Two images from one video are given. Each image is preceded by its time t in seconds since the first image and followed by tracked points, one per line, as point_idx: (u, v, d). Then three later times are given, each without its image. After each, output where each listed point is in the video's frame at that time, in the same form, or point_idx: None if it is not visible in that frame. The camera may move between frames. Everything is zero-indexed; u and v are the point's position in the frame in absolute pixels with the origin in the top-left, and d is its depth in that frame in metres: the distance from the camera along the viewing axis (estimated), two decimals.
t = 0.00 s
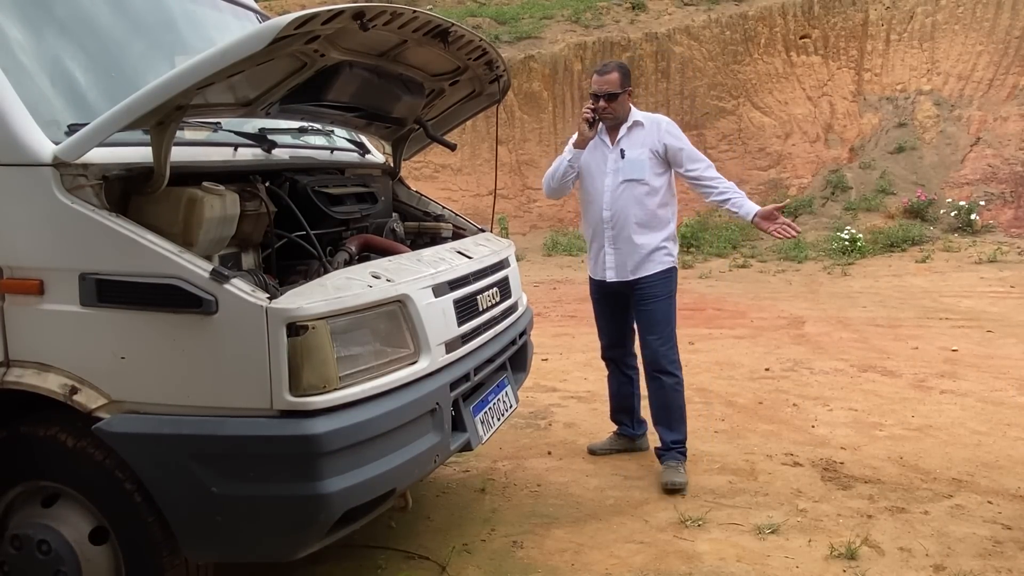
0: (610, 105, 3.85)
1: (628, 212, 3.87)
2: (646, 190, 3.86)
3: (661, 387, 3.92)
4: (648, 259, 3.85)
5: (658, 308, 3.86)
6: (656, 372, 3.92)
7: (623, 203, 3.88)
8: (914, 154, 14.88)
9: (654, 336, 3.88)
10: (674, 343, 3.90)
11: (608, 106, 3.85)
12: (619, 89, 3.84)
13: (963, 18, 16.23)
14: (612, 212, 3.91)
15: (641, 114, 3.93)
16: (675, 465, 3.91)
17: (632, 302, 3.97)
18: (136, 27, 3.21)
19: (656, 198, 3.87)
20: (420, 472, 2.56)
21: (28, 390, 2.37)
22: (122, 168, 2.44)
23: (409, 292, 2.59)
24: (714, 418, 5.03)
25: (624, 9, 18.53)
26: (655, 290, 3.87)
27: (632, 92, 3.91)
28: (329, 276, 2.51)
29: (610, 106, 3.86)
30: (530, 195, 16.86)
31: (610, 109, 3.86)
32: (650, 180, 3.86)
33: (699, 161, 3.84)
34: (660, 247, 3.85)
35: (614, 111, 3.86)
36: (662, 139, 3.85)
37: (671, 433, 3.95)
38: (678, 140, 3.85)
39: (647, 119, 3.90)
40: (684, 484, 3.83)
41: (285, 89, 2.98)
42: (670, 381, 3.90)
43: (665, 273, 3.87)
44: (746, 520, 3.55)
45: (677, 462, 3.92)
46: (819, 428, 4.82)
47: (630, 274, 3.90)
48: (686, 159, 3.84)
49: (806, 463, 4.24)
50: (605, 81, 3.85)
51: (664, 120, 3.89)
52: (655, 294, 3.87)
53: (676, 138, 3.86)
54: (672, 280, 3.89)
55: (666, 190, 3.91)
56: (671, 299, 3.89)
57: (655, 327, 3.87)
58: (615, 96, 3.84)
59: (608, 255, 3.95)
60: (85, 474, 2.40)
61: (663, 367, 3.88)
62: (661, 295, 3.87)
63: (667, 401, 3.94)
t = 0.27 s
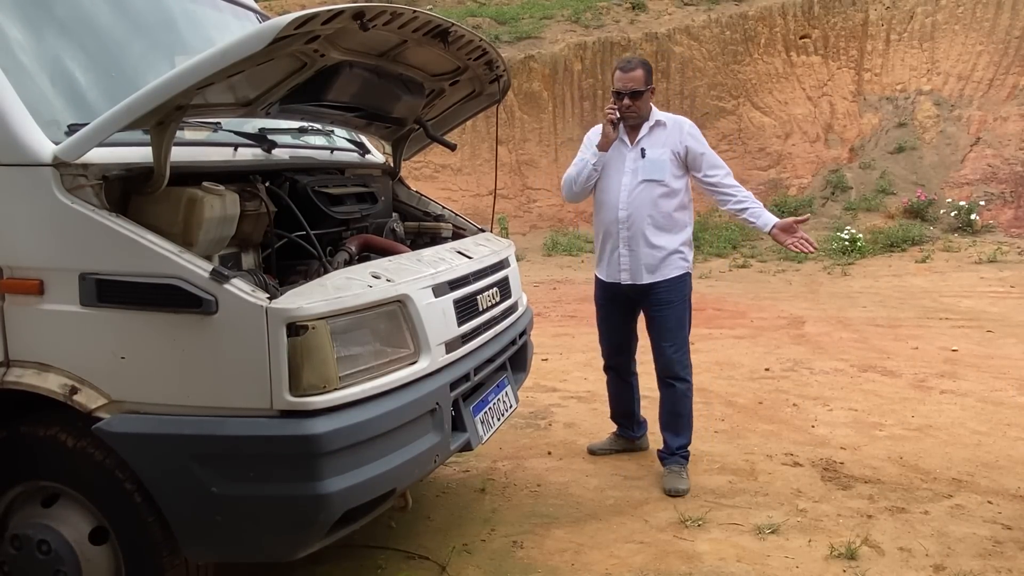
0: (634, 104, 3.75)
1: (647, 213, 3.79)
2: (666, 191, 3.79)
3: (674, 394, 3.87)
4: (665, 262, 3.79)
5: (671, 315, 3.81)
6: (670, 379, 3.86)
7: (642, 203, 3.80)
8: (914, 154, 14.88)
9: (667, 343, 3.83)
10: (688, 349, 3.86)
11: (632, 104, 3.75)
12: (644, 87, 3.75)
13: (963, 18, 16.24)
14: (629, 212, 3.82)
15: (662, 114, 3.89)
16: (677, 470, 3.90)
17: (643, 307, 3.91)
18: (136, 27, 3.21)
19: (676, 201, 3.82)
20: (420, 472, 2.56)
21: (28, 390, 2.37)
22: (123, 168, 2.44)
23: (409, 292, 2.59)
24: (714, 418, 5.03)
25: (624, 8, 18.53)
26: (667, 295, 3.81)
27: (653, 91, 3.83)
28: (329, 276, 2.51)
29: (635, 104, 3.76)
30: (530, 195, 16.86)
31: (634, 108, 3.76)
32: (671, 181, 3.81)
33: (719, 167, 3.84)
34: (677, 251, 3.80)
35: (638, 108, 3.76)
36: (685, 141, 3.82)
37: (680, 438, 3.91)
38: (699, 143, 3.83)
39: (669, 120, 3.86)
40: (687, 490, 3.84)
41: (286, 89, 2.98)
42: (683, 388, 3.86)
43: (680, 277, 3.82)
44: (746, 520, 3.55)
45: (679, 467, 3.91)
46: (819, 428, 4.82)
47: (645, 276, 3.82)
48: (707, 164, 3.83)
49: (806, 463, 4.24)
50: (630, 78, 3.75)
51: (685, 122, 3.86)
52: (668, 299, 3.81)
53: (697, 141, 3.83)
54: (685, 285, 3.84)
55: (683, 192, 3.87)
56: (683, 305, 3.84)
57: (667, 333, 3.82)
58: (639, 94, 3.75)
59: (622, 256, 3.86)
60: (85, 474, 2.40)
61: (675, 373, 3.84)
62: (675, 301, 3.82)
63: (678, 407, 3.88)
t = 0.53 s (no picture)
0: (663, 102, 3.68)
1: (671, 214, 3.73)
2: (690, 192, 3.75)
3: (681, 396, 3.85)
4: (688, 265, 3.75)
5: (686, 317, 3.78)
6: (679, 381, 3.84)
7: (666, 204, 3.73)
8: (914, 154, 14.88)
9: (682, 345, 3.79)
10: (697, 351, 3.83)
11: (661, 103, 3.67)
12: (673, 84, 3.67)
13: (963, 18, 16.24)
14: (653, 213, 3.73)
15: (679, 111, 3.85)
16: (677, 469, 3.90)
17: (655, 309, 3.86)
18: (136, 27, 3.21)
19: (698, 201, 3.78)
20: (420, 472, 2.56)
21: (28, 389, 2.37)
22: (123, 168, 2.44)
23: (409, 292, 2.59)
24: (714, 418, 5.03)
25: (624, 8, 18.53)
26: (685, 297, 3.77)
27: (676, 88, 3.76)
28: (329, 276, 2.51)
29: (663, 102, 3.69)
30: (530, 195, 16.86)
31: (663, 106, 3.69)
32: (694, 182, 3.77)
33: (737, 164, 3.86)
34: (699, 253, 3.77)
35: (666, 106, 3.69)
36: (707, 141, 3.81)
37: (681, 437, 3.92)
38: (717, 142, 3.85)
39: (690, 119, 3.82)
40: (687, 490, 3.84)
41: (286, 89, 2.98)
42: (692, 390, 3.84)
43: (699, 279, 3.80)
44: (746, 520, 3.55)
45: (680, 467, 3.91)
46: (819, 428, 4.82)
47: (668, 279, 3.75)
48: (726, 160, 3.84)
49: (806, 463, 4.24)
50: (660, 74, 3.65)
51: (702, 120, 3.85)
52: (684, 301, 3.77)
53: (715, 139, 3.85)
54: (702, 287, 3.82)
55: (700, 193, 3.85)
56: (698, 307, 3.81)
57: (680, 335, 3.79)
58: (668, 91, 3.67)
59: (644, 258, 3.76)
60: (84, 474, 2.41)
61: (686, 375, 3.81)
62: (692, 303, 3.78)
63: (683, 408, 3.88)
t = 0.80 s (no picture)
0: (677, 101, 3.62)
1: (684, 215, 3.70)
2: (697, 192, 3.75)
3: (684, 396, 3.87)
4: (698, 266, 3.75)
5: (691, 318, 3.79)
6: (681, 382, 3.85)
7: (680, 204, 3.69)
8: (914, 154, 14.88)
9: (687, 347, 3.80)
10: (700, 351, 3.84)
11: (675, 102, 3.61)
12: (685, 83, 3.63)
13: (963, 18, 16.25)
14: (668, 214, 3.67)
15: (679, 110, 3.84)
16: (677, 470, 3.91)
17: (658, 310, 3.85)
18: (136, 27, 3.21)
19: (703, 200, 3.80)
20: (420, 472, 2.57)
21: (28, 389, 2.37)
22: (123, 168, 2.44)
23: (409, 292, 2.59)
24: (714, 418, 5.03)
25: (624, 8, 18.53)
26: (690, 298, 3.77)
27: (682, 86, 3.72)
28: (329, 276, 2.51)
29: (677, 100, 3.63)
30: (530, 195, 16.86)
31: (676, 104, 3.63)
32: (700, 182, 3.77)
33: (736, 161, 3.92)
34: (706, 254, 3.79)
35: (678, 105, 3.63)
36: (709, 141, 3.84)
37: (681, 439, 3.94)
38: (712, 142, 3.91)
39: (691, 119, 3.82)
40: (688, 490, 3.85)
41: (285, 89, 2.98)
42: (693, 390, 3.86)
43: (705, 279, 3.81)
44: (746, 520, 3.55)
45: (679, 468, 3.92)
46: (819, 428, 4.82)
47: (682, 280, 3.70)
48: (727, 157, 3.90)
49: (806, 463, 4.24)
50: (676, 73, 3.58)
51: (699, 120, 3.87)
52: (690, 302, 3.78)
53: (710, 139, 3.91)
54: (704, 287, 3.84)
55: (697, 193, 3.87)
56: (701, 308, 3.83)
57: (683, 337, 3.80)
58: (682, 89, 3.63)
59: (660, 260, 3.68)
60: (84, 474, 2.41)
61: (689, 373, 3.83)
62: (698, 303, 3.80)
63: (683, 408, 3.89)
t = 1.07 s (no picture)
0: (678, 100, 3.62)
1: (688, 215, 3.73)
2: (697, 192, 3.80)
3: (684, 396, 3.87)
4: (700, 264, 3.79)
5: (690, 318, 3.80)
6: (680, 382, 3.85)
7: (684, 203, 3.72)
8: (914, 154, 14.88)
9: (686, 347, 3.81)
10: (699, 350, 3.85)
11: (677, 100, 3.61)
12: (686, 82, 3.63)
13: (963, 18, 16.25)
14: (674, 213, 3.69)
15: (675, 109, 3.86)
16: (677, 470, 3.91)
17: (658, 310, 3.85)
18: (136, 27, 3.21)
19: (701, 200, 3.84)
20: (420, 472, 2.57)
21: (27, 390, 2.37)
22: (123, 168, 2.44)
23: (409, 292, 2.59)
24: (714, 418, 5.03)
25: (624, 8, 18.53)
26: (690, 298, 3.79)
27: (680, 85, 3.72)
28: (329, 276, 2.51)
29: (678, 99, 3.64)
30: (530, 195, 16.85)
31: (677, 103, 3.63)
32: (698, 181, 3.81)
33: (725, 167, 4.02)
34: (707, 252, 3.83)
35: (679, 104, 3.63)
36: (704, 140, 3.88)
37: (681, 438, 3.94)
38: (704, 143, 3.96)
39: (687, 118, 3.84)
40: (688, 489, 3.84)
41: (285, 89, 2.98)
42: (693, 390, 3.87)
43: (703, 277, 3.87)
44: (746, 520, 3.55)
45: (679, 468, 3.92)
46: (819, 428, 4.82)
47: (687, 279, 3.74)
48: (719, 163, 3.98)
49: (806, 463, 4.24)
50: (679, 71, 3.57)
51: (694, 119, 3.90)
52: (690, 302, 3.79)
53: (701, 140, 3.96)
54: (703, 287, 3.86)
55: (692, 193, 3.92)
56: (700, 308, 3.84)
57: (683, 337, 3.80)
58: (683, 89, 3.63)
59: (667, 260, 3.69)
60: (84, 474, 2.40)
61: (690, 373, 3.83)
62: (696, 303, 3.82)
63: (682, 408, 3.89)
